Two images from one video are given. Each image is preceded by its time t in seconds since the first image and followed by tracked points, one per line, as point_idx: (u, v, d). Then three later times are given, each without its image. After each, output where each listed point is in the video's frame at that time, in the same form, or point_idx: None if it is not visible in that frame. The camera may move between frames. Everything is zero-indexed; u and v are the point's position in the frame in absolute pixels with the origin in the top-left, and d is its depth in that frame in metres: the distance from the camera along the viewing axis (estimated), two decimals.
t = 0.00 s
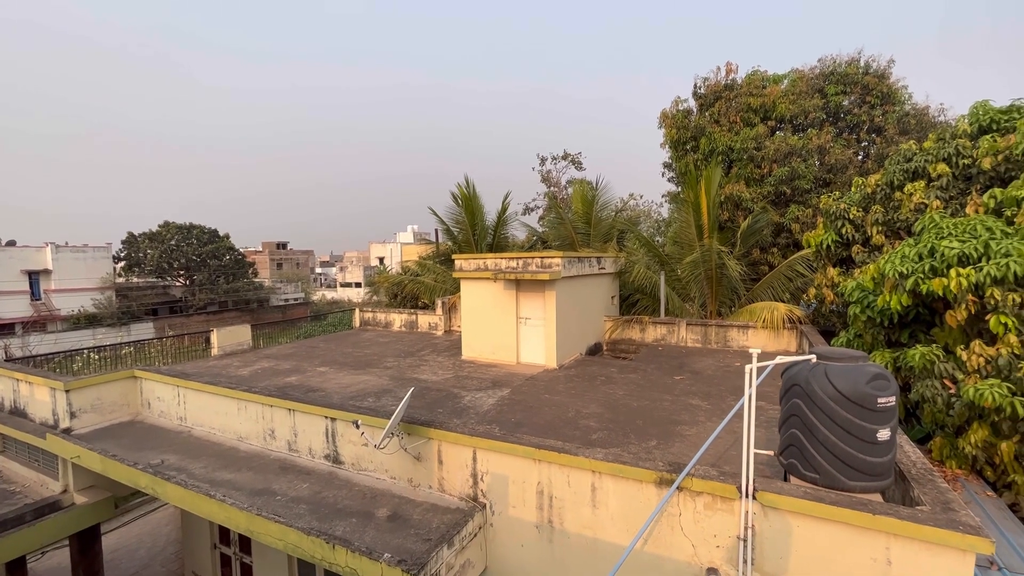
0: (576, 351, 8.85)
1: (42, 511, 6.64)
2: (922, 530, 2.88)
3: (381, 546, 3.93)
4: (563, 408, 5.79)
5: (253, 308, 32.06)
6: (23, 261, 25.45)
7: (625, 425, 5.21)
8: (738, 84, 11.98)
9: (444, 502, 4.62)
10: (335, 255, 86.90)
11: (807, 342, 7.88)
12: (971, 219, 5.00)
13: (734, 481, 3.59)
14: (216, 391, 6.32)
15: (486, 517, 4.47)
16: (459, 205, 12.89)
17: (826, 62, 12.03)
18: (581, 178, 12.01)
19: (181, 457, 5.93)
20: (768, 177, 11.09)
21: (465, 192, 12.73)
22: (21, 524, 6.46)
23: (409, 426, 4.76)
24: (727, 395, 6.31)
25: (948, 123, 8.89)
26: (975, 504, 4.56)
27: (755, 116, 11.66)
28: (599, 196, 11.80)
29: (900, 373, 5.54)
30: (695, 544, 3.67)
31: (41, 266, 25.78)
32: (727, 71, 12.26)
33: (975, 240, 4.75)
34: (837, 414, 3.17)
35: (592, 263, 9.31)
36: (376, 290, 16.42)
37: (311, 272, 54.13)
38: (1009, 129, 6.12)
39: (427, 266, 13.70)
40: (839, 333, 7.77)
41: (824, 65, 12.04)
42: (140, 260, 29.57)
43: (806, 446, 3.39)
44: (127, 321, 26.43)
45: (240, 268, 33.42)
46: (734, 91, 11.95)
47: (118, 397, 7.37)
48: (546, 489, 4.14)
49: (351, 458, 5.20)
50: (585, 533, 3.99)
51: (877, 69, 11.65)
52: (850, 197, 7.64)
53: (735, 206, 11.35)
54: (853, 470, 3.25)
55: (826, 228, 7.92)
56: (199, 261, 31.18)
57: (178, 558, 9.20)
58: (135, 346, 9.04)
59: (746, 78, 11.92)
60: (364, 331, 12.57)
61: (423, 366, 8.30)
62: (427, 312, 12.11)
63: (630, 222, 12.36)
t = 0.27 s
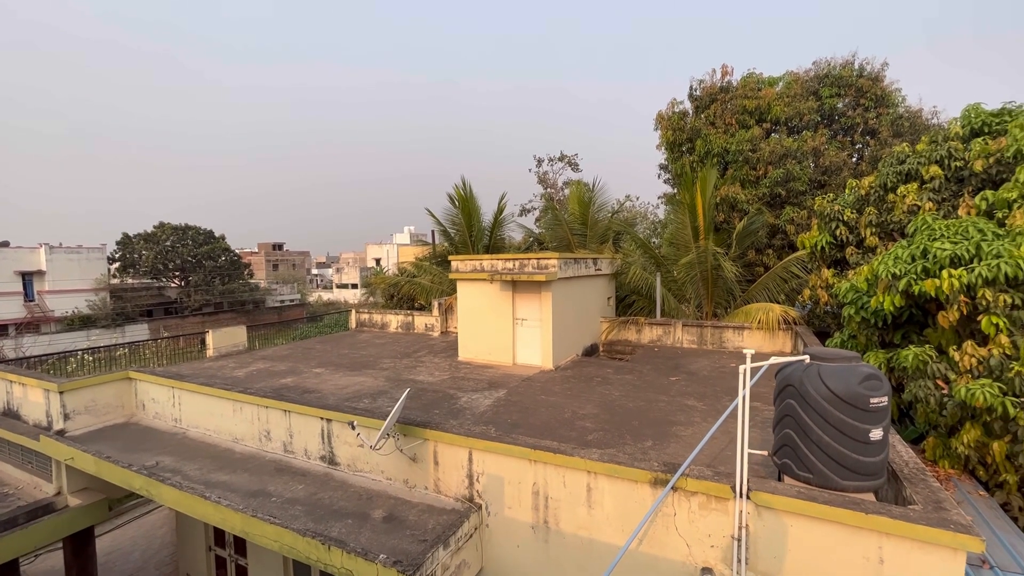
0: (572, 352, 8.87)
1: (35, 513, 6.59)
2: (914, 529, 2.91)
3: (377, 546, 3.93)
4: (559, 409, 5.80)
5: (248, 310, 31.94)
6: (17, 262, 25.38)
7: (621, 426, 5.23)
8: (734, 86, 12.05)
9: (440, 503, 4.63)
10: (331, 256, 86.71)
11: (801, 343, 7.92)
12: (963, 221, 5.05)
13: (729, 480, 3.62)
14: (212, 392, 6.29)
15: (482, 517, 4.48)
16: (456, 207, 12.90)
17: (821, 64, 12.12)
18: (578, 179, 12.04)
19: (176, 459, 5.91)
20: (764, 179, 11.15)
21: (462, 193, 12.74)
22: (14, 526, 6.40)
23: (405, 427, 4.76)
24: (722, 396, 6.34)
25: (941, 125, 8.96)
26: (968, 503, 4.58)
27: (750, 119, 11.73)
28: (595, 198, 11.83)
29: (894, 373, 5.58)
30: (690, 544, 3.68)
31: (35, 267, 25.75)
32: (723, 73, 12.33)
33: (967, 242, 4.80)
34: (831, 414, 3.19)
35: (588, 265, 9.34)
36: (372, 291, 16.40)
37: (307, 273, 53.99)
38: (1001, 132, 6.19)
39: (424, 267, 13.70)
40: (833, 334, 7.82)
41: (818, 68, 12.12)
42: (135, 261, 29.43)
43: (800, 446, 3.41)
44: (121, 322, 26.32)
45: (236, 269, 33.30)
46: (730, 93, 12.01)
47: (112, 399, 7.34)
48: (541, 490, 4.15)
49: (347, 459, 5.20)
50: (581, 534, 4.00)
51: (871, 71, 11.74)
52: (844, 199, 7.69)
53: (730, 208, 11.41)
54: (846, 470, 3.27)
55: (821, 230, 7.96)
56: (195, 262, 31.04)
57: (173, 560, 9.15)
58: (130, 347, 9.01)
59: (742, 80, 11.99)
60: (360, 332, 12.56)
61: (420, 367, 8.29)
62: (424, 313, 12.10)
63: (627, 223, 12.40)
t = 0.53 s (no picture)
0: (568, 353, 8.88)
1: (29, 516, 6.54)
2: (906, 529, 2.93)
3: (373, 548, 3.93)
4: (555, 411, 5.81)
5: (244, 311, 31.82)
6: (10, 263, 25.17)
7: (617, 427, 5.24)
8: (730, 89, 12.11)
9: (436, 504, 4.63)
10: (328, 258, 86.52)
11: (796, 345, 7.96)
12: (955, 223, 5.10)
13: (723, 481, 3.63)
14: (207, 394, 6.27)
15: (478, 518, 4.48)
16: (453, 208, 12.90)
17: (815, 67, 12.20)
18: (575, 181, 12.07)
19: (170, 460, 5.88)
20: (759, 181, 11.21)
21: (458, 194, 12.74)
22: (7, 529, 6.34)
23: (401, 428, 4.76)
24: (718, 397, 6.37)
25: (934, 128, 9.04)
26: (961, 503, 4.61)
27: (746, 121, 11.80)
28: (592, 199, 11.86)
29: (887, 374, 5.61)
30: (685, 544, 3.70)
31: (28, 268, 25.67)
32: (719, 76, 12.40)
33: (959, 243, 4.84)
34: (824, 414, 3.22)
35: (585, 266, 9.36)
36: (368, 292, 16.38)
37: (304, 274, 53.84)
38: (992, 135, 6.25)
39: (420, 269, 13.70)
40: (828, 335, 7.87)
41: (813, 71, 12.20)
42: (130, 262, 29.25)
43: (794, 446, 3.43)
44: (116, 323, 26.19)
45: (232, 270, 33.15)
46: (725, 95, 12.08)
47: (106, 401, 7.30)
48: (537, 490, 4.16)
49: (343, 461, 5.19)
50: (576, 534, 4.01)
51: (865, 74, 11.83)
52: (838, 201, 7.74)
53: (726, 210, 11.46)
54: (839, 470, 3.29)
55: (815, 231, 8.00)
56: (190, 264, 30.86)
57: (167, 563, 9.10)
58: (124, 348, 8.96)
59: (737, 83, 12.06)
60: (356, 334, 12.53)
61: (416, 368, 8.29)
62: (420, 315, 12.10)
63: (623, 225, 12.43)
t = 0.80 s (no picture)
0: (565, 354, 8.89)
1: (22, 519, 6.50)
2: (900, 528, 2.95)
3: (369, 549, 3.92)
4: (552, 412, 5.82)
5: (240, 313, 31.71)
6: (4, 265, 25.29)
7: (613, 428, 5.25)
8: (725, 91, 12.18)
9: (432, 505, 4.63)
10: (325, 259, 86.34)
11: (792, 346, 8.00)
12: (948, 225, 5.14)
13: (719, 481, 3.65)
14: (203, 395, 6.25)
15: (474, 520, 4.48)
16: (450, 209, 12.91)
17: (810, 70, 12.27)
18: (571, 182, 12.10)
19: (165, 462, 5.86)
20: (755, 183, 11.27)
21: (455, 196, 12.75)
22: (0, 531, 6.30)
23: (398, 430, 4.76)
24: (714, 398, 6.39)
25: (927, 131, 9.11)
26: (955, 503, 4.64)
27: (741, 123, 11.86)
28: (588, 201, 11.90)
29: (882, 375, 5.64)
30: (680, 544, 3.71)
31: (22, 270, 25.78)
32: (714, 78, 12.46)
33: (953, 246, 4.88)
34: (818, 415, 3.24)
35: (581, 267, 9.38)
36: (365, 294, 16.35)
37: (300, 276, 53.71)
38: (985, 138, 6.30)
39: (417, 270, 13.69)
40: (823, 337, 7.91)
41: (808, 73, 12.27)
42: (126, 263, 28.87)
43: (789, 447, 3.45)
44: (111, 325, 26.09)
45: (228, 271, 32.89)
46: (721, 98, 12.14)
47: (101, 402, 7.26)
48: (533, 492, 4.17)
49: (339, 462, 5.18)
50: (572, 535, 4.01)
51: (859, 77, 11.90)
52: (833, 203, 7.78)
53: (722, 211, 11.51)
54: (834, 470, 3.31)
55: (811, 233, 8.04)
56: (186, 265, 30.45)
57: (162, 566, 9.06)
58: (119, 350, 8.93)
59: (733, 85, 12.12)
60: (353, 335, 12.51)
61: (413, 370, 8.28)
62: (417, 316, 12.09)
63: (620, 226, 12.46)
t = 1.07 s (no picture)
0: (563, 355, 8.90)
1: (17, 521, 6.46)
2: (895, 528, 2.97)
3: (366, 551, 3.91)
4: (549, 413, 5.82)
5: (237, 314, 31.62)
6: None
7: (611, 429, 5.26)
8: (722, 93, 12.23)
9: (429, 507, 4.62)
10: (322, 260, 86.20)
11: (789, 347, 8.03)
12: (943, 227, 5.17)
13: (715, 482, 3.66)
14: (199, 397, 6.23)
15: (472, 521, 4.48)
16: (447, 211, 12.91)
17: (807, 72, 12.33)
18: (569, 184, 12.12)
19: (162, 464, 5.84)
20: (751, 185, 11.31)
21: (453, 197, 12.76)
22: None
23: (395, 431, 4.75)
24: (711, 399, 6.40)
25: (922, 133, 9.16)
26: (951, 504, 4.66)
27: (738, 125, 11.91)
28: (586, 202, 11.92)
29: (878, 376, 5.66)
30: (677, 545, 3.72)
31: (18, 271, 25.66)
32: (711, 80, 12.51)
33: (947, 247, 4.91)
34: (814, 416, 3.25)
35: (579, 269, 9.39)
36: (363, 295, 16.33)
37: (298, 277, 53.61)
38: (979, 140, 6.35)
39: (415, 271, 13.69)
40: (820, 338, 7.93)
41: (804, 75, 12.33)
42: (121, 265, 28.60)
43: (785, 448, 3.46)
44: (107, 326, 25.99)
45: (225, 273, 32.82)
46: (718, 100, 12.19)
47: (97, 404, 7.23)
48: (530, 493, 4.17)
49: (336, 464, 5.17)
50: (570, 537, 4.01)
51: (855, 79, 11.96)
52: (829, 205, 7.81)
53: (719, 213, 11.54)
54: (830, 471, 3.32)
55: (807, 234, 8.07)
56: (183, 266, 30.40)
57: (158, 568, 9.01)
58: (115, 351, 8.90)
59: (730, 87, 12.17)
60: (350, 336, 12.49)
61: (410, 371, 8.28)
62: (415, 318, 12.08)
63: (617, 228, 12.49)
